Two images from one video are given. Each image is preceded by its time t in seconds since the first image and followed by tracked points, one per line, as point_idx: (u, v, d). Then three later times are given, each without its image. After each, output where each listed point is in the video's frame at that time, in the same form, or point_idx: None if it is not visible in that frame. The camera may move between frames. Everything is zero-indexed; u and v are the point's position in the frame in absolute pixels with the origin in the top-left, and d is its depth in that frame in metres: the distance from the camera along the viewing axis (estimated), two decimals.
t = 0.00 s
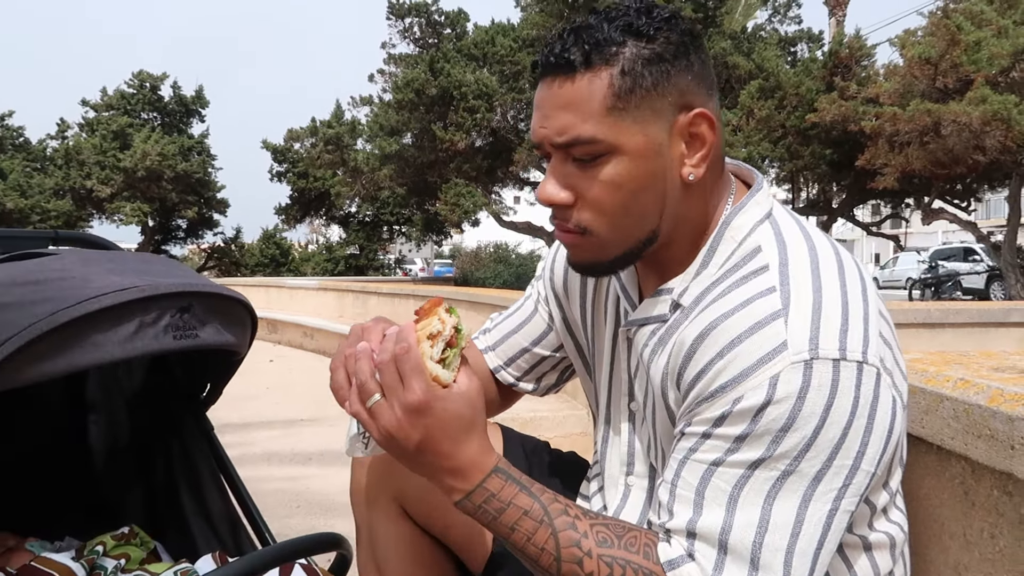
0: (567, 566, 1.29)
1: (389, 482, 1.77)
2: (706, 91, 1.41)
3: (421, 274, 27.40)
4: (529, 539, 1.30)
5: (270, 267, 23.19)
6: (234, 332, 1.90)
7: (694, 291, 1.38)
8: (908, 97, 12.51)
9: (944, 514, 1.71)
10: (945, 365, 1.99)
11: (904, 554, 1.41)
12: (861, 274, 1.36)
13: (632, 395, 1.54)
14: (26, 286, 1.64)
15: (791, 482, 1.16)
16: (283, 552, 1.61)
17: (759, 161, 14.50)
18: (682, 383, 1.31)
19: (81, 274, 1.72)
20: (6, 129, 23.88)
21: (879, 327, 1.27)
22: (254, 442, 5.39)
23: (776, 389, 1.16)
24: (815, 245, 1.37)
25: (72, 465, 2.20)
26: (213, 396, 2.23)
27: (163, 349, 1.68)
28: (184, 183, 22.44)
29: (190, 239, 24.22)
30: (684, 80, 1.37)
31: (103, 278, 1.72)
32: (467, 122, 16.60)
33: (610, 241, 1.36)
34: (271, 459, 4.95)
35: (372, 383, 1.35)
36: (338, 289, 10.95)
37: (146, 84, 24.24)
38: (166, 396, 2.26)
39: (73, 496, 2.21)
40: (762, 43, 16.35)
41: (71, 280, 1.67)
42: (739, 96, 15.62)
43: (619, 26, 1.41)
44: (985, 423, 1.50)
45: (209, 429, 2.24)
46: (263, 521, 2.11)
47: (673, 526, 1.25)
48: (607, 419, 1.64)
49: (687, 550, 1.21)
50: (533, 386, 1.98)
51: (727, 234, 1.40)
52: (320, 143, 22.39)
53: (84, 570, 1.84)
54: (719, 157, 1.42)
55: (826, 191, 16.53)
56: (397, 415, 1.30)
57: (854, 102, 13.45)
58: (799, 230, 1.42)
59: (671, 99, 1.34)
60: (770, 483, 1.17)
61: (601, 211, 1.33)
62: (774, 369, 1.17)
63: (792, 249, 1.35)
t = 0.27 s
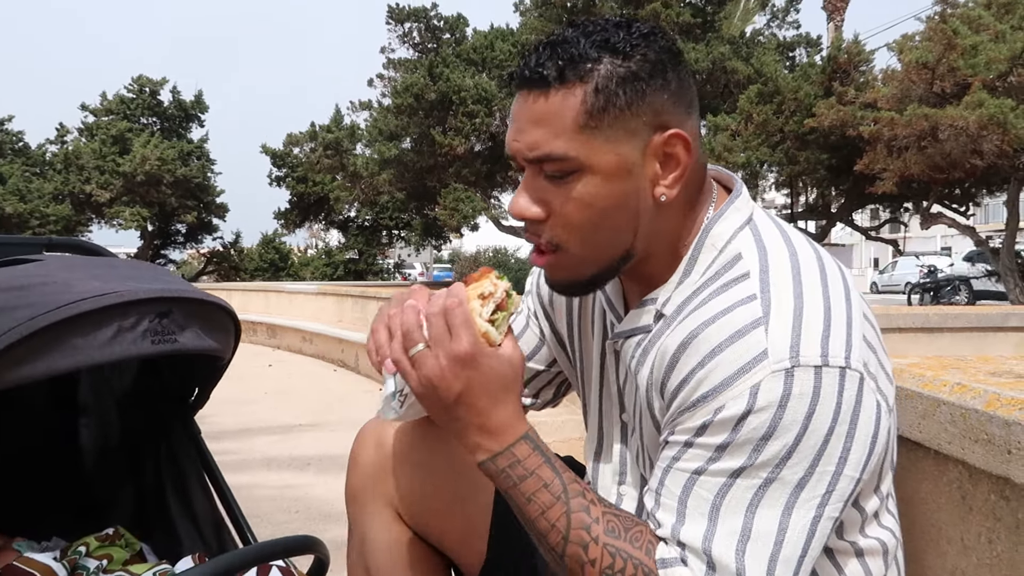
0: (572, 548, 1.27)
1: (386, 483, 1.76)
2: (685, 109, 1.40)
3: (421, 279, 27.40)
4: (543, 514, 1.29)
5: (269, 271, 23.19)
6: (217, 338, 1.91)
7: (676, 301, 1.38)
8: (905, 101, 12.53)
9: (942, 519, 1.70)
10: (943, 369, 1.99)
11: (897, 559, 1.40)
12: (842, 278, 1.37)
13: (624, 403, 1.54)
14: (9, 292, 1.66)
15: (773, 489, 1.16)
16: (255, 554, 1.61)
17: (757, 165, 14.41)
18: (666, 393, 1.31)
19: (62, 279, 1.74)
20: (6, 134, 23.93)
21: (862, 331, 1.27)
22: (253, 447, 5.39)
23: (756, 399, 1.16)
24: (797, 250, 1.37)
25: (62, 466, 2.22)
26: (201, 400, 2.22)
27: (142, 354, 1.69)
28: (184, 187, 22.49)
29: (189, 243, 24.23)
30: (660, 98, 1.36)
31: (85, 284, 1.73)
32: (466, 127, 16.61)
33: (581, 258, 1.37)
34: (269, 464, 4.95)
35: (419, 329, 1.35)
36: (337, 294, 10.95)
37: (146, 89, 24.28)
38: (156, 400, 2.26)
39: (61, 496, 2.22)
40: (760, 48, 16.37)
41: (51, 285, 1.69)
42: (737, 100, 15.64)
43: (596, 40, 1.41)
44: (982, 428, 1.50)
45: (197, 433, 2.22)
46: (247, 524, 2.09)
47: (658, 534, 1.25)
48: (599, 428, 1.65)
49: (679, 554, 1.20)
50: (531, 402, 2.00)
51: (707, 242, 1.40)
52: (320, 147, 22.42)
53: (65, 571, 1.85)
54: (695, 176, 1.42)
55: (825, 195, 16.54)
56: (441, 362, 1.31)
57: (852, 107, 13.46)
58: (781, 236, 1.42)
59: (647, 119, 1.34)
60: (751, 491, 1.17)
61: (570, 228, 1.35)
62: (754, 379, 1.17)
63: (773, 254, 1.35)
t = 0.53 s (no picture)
0: (578, 522, 1.31)
1: (385, 484, 1.74)
2: (679, 142, 1.40)
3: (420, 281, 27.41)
4: (559, 486, 1.34)
5: (268, 274, 23.18)
6: (189, 339, 1.90)
7: (673, 306, 1.38)
8: (904, 105, 12.55)
9: (943, 522, 1.70)
10: (944, 372, 1.99)
11: (895, 559, 1.40)
12: (843, 283, 1.36)
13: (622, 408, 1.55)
14: None
15: (765, 491, 1.16)
16: (232, 552, 1.60)
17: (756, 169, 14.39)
18: (664, 395, 1.31)
19: (33, 282, 1.75)
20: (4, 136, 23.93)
21: (861, 335, 1.27)
22: (251, 449, 5.39)
23: (753, 403, 1.16)
24: (795, 255, 1.37)
25: (60, 462, 2.29)
26: (186, 401, 2.19)
27: (107, 356, 1.69)
28: (183, 190, 22.49)
29: (188, 245, 24.22)
30: (650, 133, 1.35)
31: (54, 286, 1.74)
32: (465, 130, 16.61)
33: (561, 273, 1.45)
34: (267, 467, 4.95)
35: (462, 296, 1.47)
36: (336, 296, 10.95)
37: (145, 91, 24.29)
38: (144, 399, 2.26)
39: (56, 496, 2.27)
40: (760, 52, 16.39)
41: (20, 289, 1.69)
42: (737, 104, 15.67)
43: (593, 61, 1.39)
44: (983, 431, 1.50)
45: (181, 433, 2.20)
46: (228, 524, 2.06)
47: (657, 525, 1.26)
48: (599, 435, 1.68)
49: (672, 549, 1.21)
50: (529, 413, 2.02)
51: (704, 248, 1.40)
52: (320, 150, 22.43)
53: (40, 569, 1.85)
54: (686, 207, 1.42)
55: (824, 199, 16.55)
56: (491, 325, 1.41)
57: (851, 111, 13.49)
58: (779, 242, 1.42)
59: (631, 152, 1.35)
60: (743, 492, 1.17)
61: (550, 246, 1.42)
62: (752, 383, 1.17)
63: (771, 258, 1.35)
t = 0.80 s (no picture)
0: (574, 511, 1.33)
1: (385, 489, 1.74)
2: (669, 158, 1.37)
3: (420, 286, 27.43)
4: (557, 476, 1.36)
5: (268, 278, 23.18)
6: (185, 344, 1.87)
7: (673, 306, 1.39)
8: (903, 110, 12.56)
9: (942, 526, 1.70)
10: (942, 377, 1.99)
11: (894, 562, 1.40)
12: (843, 288, 1.36)
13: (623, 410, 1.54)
14: None
15: (760, 488, 1.16)
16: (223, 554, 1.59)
17: (755, 173, 14.49)
18: (663, 394, 1.32)
19: (29, 287, 1.76)
20: (5, 140, 23.97)
21: (861, 337, 1.27)
22: (251, 454, 5.38)
23: (749, 401, 1.16)
24: (795, 258, 1.37)
25: (55, 464, 2.29)
26: (181, 405, 2.18)
27: (99, 361, 1.69)
28: (183, 194, 22.51)
29: (189, 250, 24.23)
30: (636, 153, 1.34)
31: (49, 291, 1.74)
32: (465, 134, 16.63)
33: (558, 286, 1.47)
34: (267, 471, 4.94)
35: (477, 291, 1.49)
36: (336, 301, 10.94)
37: (146, 96, 24.33)
38: (140, 402, 2.26)
39: (51, 498, 2.27)
40: (759, 56, 16.41)
41: (16, 293, 1.71)
42: (736, 108, 15.69)
43: (577, 81, 1.37)
44: (982, 435, 1.50)
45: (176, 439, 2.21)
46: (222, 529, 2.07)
47: (651, 520, 1.27)
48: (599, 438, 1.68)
49: (666, 542, 1.22)
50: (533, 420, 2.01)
51: (704, 250, 1.40)
52: (320, 154, 22.46)
53: (34, 571, 1.85)
54: (678, 221, 1.41)
55: (823, 203, 16.57)
56: (504, 315, 1.41)
57: (851, 115, 13.51)
58: (780, 245, 1.42)
59: (617, 172, 1.34)
60: (738, 489, 1.17)
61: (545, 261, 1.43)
62: (749, 381, 1.17)
63: (770, 261, 1.35)
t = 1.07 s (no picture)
0: (575, 509, 1.33)
1: (385, 489, 1.75)
2: (672, 163, 1.38)
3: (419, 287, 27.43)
4: (559, 471, 1.36)
5: (268, 279, 23.17)
6: (189, 346, 1.88)
7: (677, 304, 1.40)
8: (902, 112, 12.59)
9: (943, 528, 1.71)
10: (944, 379, 2.00)
11: (894, 565, 1.41)
12: (848, 288, 1.37)
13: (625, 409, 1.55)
14: None
15: (762, 486, 1.17)
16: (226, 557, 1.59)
17: (755, 175, 14.55)
18: (666, 391, 1.33)
19: (32, 287, 1.77)
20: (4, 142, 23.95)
21: (864, 337, 1.28)
22: (250, 455, 5.38)
23: (752, 398, 1.17)
24: (799, 258, 1.38)
25: (55, 465, 2.29)
26: (184, 406, 2.22)
27: (103, 361, 1.69)
28: (182, 196, 22.50)
29: (187, 251, 24.21)
30: (640, 162, 1.35)
31: (51, 292, 1.74)
32: (464, 136, 16.63)
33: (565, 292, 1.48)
34: (266, 472, 4.93)
35: (486, 284, 1.50)
36: (335, 302, 10.94)
37: (146, 98, 24.33)
38: (142, 403, 2.25)
39: (52, 498, 2.28)
40: (758, 58, 16.43)
41: (18, 294, 1.71)
42: (736, 110, 15.71)
43: (576, 92, 1.38)
44: (984, 437, 1.51)
45: (179, 440, 2.22)
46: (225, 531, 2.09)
47: (652, 516, 1.27)
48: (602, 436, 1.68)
49: (667, 540, 1.22)
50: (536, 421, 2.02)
51: (709, 248, 1.41)
52: (319, 156, 22.45)
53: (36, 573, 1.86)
54: (685, 224, 1.42)
55: (823, 205, 16.59)
56: (515, 314, 1.42)
57: (850, 117, 13.54)
58: (785, 243, 1.43)
59: (621, 181, 1.36)
60: (740, 487, 1.18)
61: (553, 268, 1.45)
62: (752, 378, 1.18)
63: (774, 260, 1.36)
